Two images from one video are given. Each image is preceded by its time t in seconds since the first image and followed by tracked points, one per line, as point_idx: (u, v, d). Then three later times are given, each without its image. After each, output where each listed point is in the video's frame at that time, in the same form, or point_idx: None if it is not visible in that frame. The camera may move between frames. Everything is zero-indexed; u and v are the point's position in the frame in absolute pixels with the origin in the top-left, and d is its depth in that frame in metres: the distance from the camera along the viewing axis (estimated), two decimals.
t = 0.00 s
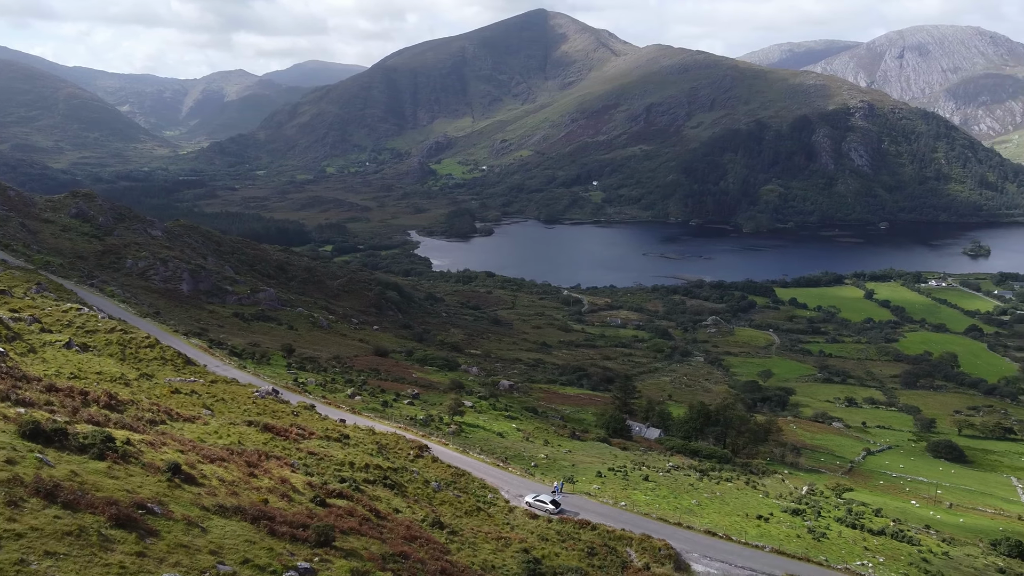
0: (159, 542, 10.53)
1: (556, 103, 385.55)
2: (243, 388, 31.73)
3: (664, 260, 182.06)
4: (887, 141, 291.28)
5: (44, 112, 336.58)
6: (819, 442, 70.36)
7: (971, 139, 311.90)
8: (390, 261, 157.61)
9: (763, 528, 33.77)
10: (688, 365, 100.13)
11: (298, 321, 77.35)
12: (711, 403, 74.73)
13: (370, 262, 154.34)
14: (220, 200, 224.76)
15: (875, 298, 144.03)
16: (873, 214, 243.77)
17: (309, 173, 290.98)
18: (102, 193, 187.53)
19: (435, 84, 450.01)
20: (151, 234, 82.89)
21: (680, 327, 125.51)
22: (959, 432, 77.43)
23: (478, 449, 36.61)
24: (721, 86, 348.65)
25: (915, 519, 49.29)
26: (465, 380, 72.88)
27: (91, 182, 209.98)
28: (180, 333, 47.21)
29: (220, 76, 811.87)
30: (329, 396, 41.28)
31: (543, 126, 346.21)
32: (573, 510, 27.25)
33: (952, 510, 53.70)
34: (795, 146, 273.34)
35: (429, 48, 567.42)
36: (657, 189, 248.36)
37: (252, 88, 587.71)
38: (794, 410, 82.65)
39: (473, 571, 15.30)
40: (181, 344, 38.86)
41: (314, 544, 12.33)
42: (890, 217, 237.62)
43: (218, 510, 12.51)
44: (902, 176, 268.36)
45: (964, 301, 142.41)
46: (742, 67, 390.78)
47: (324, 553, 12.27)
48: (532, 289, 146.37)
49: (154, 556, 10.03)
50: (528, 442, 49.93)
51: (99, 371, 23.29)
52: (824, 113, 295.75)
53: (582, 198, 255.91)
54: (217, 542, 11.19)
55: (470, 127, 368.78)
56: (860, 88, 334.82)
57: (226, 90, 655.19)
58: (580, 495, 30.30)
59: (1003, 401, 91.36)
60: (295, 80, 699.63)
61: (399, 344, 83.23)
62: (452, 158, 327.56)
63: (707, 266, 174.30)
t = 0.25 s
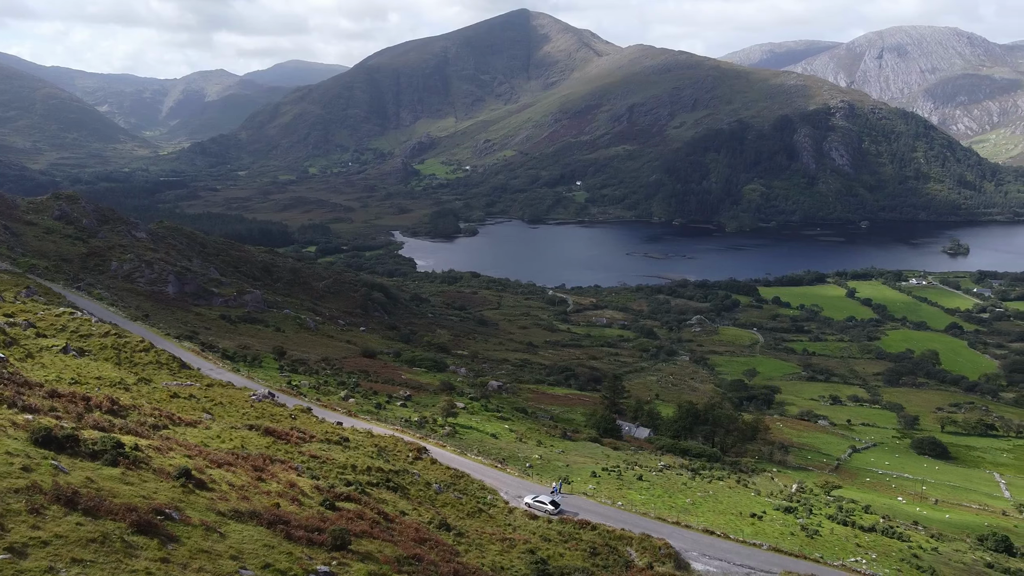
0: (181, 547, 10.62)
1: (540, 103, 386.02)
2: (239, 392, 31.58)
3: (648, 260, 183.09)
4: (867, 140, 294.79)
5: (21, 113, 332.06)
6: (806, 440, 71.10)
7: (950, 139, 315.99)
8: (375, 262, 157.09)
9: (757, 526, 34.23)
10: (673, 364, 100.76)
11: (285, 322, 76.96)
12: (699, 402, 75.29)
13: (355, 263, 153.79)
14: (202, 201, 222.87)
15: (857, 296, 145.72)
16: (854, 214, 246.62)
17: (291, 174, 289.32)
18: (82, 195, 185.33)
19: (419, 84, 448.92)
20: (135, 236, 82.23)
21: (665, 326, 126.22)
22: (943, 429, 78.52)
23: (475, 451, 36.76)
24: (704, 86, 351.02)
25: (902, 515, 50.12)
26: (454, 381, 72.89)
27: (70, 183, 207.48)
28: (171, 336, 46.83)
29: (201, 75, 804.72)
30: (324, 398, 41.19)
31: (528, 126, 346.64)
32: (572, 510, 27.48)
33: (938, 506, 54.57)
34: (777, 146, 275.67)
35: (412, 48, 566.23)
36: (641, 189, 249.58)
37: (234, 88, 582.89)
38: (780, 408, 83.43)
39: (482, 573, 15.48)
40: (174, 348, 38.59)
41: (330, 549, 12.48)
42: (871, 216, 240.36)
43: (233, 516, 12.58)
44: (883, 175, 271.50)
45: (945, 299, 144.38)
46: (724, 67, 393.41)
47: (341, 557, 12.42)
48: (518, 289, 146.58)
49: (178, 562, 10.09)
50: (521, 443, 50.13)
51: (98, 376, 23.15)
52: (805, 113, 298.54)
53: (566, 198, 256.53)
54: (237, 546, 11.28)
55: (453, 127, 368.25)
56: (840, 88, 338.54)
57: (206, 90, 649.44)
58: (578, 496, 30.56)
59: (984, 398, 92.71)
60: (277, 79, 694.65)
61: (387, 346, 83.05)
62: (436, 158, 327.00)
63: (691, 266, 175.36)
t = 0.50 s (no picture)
0: (203, 553, 10.72)
1: (523, 103, 386.46)
2: (235, 396, 31.43)
3: (631, 259, 184.03)
4: (847, 139, 298.08)
5: None
6: (793, 438, 71.88)
7: (928, 139, 320.31)
8: (359, 262, 156.35)
9: (752, 524, 34.65)
10: (659, 363, 101.34)
11: (272, 324, 76.47)
12: (687, 401, 75.84)
13: (339, 264, 153.08)
14: (183, 202, 220.57)
15: (839, 294, 147.41)
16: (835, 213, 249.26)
17: (274, 174, 287.14)
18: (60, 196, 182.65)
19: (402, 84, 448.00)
20: (119, 238, 81.32)
21: (650, 325, 126.87)
22: (926, 425, 79.66)
23: (471, 452, 36.88)
24: (686, 86, 353.15)
25: (891, 512, 50.87)
26: (443, 382, 72.86)
27: (48, 184, 204.37)
28: (161, 340, 46.40)
29: (180, 75, 796.44)
30: (318, 401, 41.11)
31: (511, 126, 346.44)
32: (571, 511, 27.71)
33: (924, 502, 55.44)
34: (759, 145, 277.94)
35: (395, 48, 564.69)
36: (624, 188, 250.47)
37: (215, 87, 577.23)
38: (766, 406, 84.16)
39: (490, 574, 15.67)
40: (167, 351, 38.35)
41: (347, 552, 12.68)
42: (852, 215, 242.93)
43: (250, 521, 12.69)
44: (863, 175, 274.75)
45: (925, 297, 146.38)
46: (706, 67, 396.14)
47: (358, 559, 12.63)
48: (503, 289, 146.64)
49: (202, 567, 10.22)
50: (515, 443, 50.29)
51: (97, 380, 22.99)
52: (786, 113, 301.46)
53: (550, 198, 256.91)
54: (256, 552, 11.43)
55: (436, 127, 367.24)
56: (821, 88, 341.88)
57: (186, 90, 642.61)
58: (577, 496, 30.79)
59: (965, 394, 94.12)
60: (259, 79, 689.30)
61: (374, 347, 82.84)
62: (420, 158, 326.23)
63: (674, 265, 176.25)
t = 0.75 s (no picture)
0: (223, 557, 10.87)
1: (506, 103, 386.88)
2: (231, 400, 31.29)
3: (615, 259, 184.83)
4: (827, 139, 301.05)
5: None
6: (781, 436, 72.57)
7: (906, 139, 324.50)
8: (343, 263, 155.69)
9: (746, 522, 35.07)
10: (645, 362, 101.94)
11: (258, 326, 76.04)
12: (675, 400, 76.38)
13: (323, 265, 152.30)
14: (164, 203, 218.31)
15: (821, 293, 149.03)
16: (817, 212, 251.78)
17: (255, 175, 285.03)
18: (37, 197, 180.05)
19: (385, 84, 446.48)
20: (102, 240, 80.49)
21: (635, 325, 127.53)
22: (909, 422, 80.76)
23: (467, 453, 36.99)
24: (668, 86, 355.15)
25: (879, 508, 51.58)
26: (431, 382, 72.87)
27: (26, 185, 201.37)
28: (152, 343, 46.00)
29: (159, 75, 787.72)
30: (312, 403, 41.01)
31: (493, 126, 346.06)
32: (570, 511, 27.93)
33: (910, 498, 56.26)
34: (741, 145, 280.07)
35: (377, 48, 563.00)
36: (607, 188, 251.30)
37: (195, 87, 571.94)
38: (752, 404, 84.90)
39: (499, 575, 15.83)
40: (160, 354, 38.10)
41: (362, 555, 12.81)
42: (833, 214, 245.49)
43: (266, 525, 12.82)
44: (844, 174, 277.67)
45: (906, 295, 148.32)
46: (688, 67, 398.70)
47: (374, 563, 12.77)
48: (488, 289, 146.73)
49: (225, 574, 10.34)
50: (508, 444, 50.41)
51: (96, 385, 22.86)
52: (768, 113, 304.24)
53: (533, 198, 257.20)
54: (274, 556, 11.57)
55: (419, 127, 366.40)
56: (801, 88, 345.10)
57: (166, 90, 635.76)
58: (574, 496, 31.01)
59: (946, 391, 95.43)
60: (240, 79, 683.69)
61: (362, 348, 82.65)
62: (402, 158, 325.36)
63: (657, 264, 177.15)
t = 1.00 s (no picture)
0: (244, 562, 10.98)
1: (489, 103, 386.88)
2: (229, 403, 31.24)
3: (598, 258, 185.49)
4: (809, 139, 303.98)
5: None
6: (768, 435, 73.28)
7: (886, 138, 328.23)
8: (327, 265, 154.95)
9: (740, 520, 35.45)
10: (631, 362, 102.51)
11: (245, 329, 75.71)
12: (663, 399, 76.92)
13: (307, 266, 151.58)
14: (145, 205, 215.97)
15: (804, 291, 150.59)
16: (798, 212, 254.24)
17: (237, 176, 282.74)
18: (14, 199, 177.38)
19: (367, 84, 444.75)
20: (86, 243, 79.74)
21: (620, 324, 128.13)
22: (893, 419, 81.82)
23: (464, 455, 37.14)
24: (650, 86, 356.96)
25: (867, 505, 52.28)
26: (420, 384, 72.88)
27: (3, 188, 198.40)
28: (143, 347, 45.67)
29: (138, 75, 779.03)
30: (307, 406, 40.97)
31: (477, 126, 345.83)
32: (569, 511, 28.13)
33: (896, 494, 57.14)
34: (722, 145, 282.13)
35: (359, 48, 560.88)
36: (590, 188, 252.24)
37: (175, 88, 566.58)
38: (738, 403, 85.62)
39: None
40: (154, 358, 37.87)
41: (378, 558, 12.92)
42: (814, 213, 247.94)
43: (281, 529, 12.91)
44: (825, 174, 280.60)
45: (888, 293, 150.26)
46: (670, 67, 400.80)
47: (391, 565, 12.88)
48: (473, 290, 146.77)
49: None
50: (500, 445, 50.55)
51: (96, 391, 22.77)
52: (749, 113, 306.88)
53: (517, 198, 257.53)
54: (292, 561, 11.66)
55: (402, 127, 365.49)
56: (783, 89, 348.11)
57: (144, 90, 628.55)
58: (572, 497, 31.22)
59: (928, 388, 96.83)
60: (220, 79, 677.62)
61: (350, 350, 82.48)
62: (385, 158, 324.28)
63: (641, 263, 178.11)
